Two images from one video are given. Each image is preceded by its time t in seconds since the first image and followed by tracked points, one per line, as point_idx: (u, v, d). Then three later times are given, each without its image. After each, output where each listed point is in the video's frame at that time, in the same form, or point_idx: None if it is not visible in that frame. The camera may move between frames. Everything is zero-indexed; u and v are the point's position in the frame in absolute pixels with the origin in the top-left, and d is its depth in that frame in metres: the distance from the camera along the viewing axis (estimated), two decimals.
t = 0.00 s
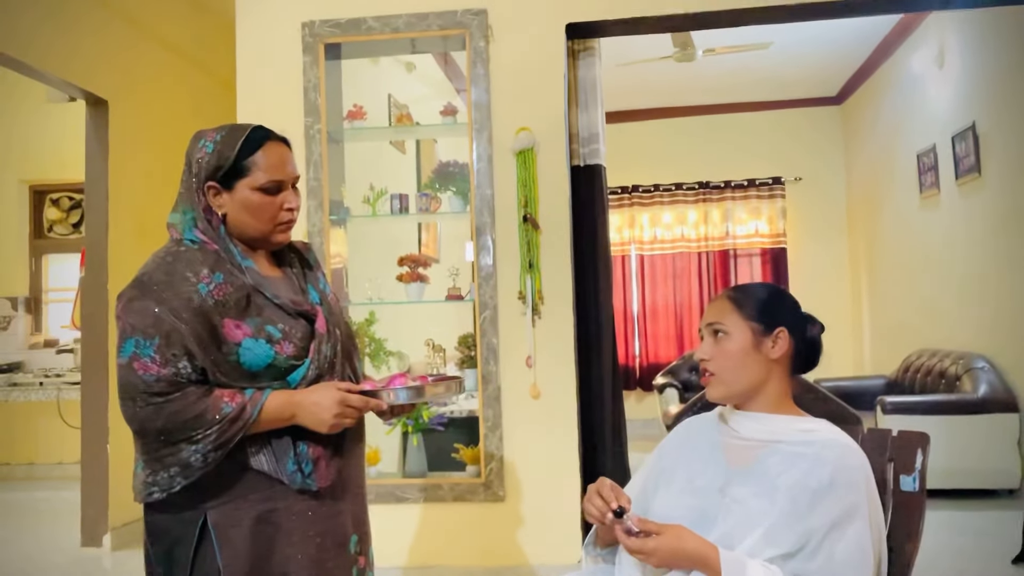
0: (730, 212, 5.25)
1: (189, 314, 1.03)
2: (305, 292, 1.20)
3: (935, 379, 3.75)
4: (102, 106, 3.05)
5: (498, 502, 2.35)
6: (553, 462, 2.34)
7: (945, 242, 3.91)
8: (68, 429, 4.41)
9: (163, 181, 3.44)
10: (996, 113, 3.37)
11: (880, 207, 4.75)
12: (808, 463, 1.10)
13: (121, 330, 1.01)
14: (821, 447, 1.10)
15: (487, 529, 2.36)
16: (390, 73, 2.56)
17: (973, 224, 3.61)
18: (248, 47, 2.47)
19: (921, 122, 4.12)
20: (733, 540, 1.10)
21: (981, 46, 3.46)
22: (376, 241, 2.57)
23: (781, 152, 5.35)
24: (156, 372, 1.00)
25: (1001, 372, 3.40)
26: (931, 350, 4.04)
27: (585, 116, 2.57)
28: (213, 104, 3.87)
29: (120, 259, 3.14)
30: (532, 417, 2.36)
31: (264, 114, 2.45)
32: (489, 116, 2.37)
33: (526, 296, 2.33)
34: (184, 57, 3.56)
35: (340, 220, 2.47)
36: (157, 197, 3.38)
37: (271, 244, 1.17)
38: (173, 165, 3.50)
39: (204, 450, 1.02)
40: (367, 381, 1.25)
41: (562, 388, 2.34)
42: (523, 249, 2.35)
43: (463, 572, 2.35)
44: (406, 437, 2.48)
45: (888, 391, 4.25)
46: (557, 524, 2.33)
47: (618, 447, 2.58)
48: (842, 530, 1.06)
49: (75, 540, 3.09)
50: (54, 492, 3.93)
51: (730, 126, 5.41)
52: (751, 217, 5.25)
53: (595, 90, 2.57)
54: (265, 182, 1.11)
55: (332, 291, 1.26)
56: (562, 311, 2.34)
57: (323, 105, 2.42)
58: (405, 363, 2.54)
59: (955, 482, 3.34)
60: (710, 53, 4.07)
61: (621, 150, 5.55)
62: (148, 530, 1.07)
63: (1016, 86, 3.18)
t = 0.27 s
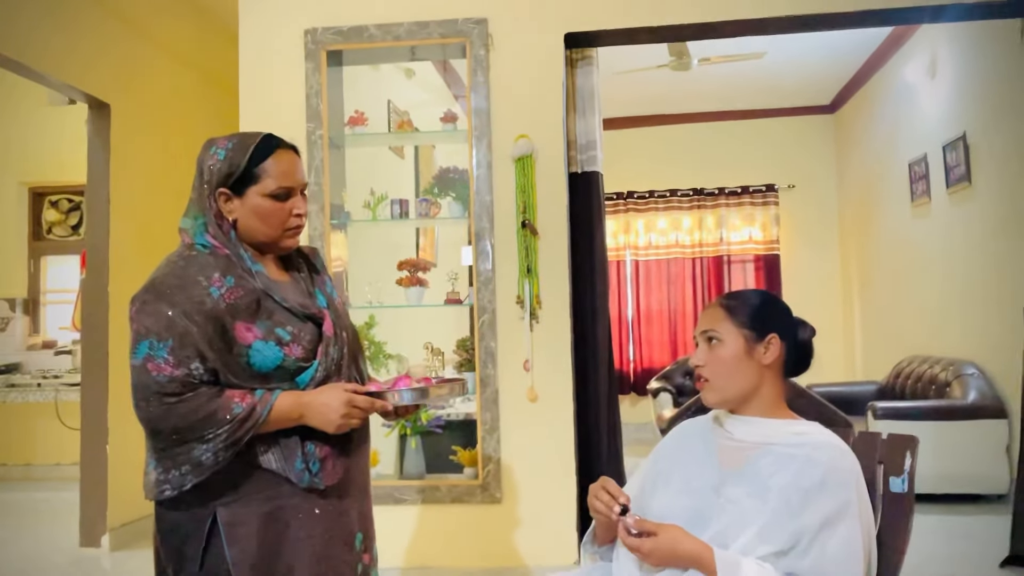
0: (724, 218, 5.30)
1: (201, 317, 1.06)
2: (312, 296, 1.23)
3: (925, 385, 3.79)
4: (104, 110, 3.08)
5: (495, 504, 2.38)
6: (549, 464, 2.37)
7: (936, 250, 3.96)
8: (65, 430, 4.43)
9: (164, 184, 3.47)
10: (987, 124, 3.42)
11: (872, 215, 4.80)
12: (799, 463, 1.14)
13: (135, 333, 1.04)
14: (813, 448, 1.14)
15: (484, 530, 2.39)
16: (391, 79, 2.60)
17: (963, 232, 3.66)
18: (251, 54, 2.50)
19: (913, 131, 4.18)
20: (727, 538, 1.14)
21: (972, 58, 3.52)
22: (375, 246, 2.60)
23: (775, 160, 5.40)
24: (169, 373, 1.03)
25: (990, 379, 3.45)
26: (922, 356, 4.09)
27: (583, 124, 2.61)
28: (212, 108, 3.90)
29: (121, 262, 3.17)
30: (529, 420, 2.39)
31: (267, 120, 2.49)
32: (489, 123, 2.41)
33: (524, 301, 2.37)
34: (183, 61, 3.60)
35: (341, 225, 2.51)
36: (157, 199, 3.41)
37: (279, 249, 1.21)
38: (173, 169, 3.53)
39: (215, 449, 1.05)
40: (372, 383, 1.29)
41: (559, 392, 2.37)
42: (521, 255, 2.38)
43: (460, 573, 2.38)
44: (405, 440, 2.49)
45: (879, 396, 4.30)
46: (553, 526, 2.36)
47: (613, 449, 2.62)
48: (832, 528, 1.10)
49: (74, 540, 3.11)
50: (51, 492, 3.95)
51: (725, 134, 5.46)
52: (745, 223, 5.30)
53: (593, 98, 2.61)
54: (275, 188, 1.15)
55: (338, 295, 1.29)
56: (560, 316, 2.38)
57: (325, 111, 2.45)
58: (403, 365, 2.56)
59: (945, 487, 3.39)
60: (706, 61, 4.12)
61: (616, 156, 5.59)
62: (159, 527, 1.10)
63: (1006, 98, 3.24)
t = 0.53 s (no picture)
0: (718, 224, 5.35)
1: (213, 317, 1.09)
2: (320, 297, 1.26)
3: (916, 391, 3.84)
4: (105, 114, 3.10)
5: (491, 505, 2.40)
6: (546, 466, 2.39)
7: (927, 257, 4.01)
8: (62, 431, 4.44)
9: (162, 187, 3.49)
10: (977, 134, 3.48)
11: (865, 222, 4.85)
12: (793, 461, 1.18)
13: (149, 332, 1.07)
14: (805, 447, 1.18)
15: (481, 531, 2.41)
16: (388, 85, 2.60)
17: (953, 240, 3.71)
18: (252, 59, 2.53)
19: (905, 140, 4.23)
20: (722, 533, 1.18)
21: (962, 69, 3.58)
22: (373, 250, 2.61)
23: (768, 167, 5.45)
24: (183, 371, 1.06)
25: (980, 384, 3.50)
26: (913, 362, 4.14)
27: (580, 130, 2.65)
28: (210, 112, 3.92)
29: (121, 264, 3.19)
30: (526, 422, 2.41)
31: (268, 124, 2.52)
32: (488, 129, 2.44)
33: (522, 305, 2.40)
34: (183, 65, 3.63)
35: (340, 229, 2.54)
36: (155, 202, 3.43)
37: (289, 252, 1.24)
38: (172, 172, 3.56)
39: (226, 445, 1.08)
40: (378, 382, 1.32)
41: (555, 395, 2.40)
42: (519, 259, 2.41)
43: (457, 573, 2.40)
44: (402, 442, 2.50)
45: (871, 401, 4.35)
46: (549, 527, 2.38)
47: (608, 452, 2.65)
48: (824, 524, 1.13)
49: (72, 540, 3.13)
50: (47, 494, 3.95)
51: (719, 141, 5.51)
52: (739, 230, 5.35)
53: (590, 105, 2.65)
54: (286, 192, 1.18)
55: (345, 296, 1.32)
56: (556, 320, 2.41)
57: (326, 116, 2.48)
58: (402, 368, 2.58)
59: (935, 491, 3.43)
60: (701, 70, 4.17)
61: (611, 162, 5.63)
62: (171, 520, 1.13)
63: (997, 108, 3.28)
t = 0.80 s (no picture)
0: (711, 230, 5.39)
1: (218, 322, 1.12)
2: (322, 303, 1.29)
3: (906, 396, 3.88)
4: (104, 118, 3.12)
5: (486, 509, 2.42)
6: (541, 470, 2.41)
7: (917, 265, 4.06)
8: (58, 434, 4.45)
9: (160, 191, 3.51)
10: (966, 143, 3.53)
11: (857, 229, 4.89)
12: (781, 463, 1.21)
13: (156, 336, 1.10)
14: (794, 449, 1.21)
15: (476, 534, 2.42)
16: (386, 91, 2.66)
17: (944, 247, 3.75)
18: (252, 66, 2.55)
19: (896, 148, 4.28)
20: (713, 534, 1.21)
21: (953, 79, 3.62)
22: (370, 255, 2.63)
23: (761, 173, 5.50)
24: (189, 374, 1.08)
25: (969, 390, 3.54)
26: (903, 367, 4.17)
27: (576, 138, 2.69)
28: (208, 117, 3.95)
29: (118, 268, 3.21)
30: (522, 426, 2.43)
31: (267, 130, 2.54)
32: (485, 136, 2.46)
33: (518, 310, 2.42)
34: (182, 70, 3.65)
35: (338, 233, 2.55)
36: (153, 206, 3.45)
37: (297, 254, 1.26)
38: (170, 177, 3.58)
39: (231, 446, 1.10)
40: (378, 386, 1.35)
41: (550, 398, 2.42)
42: (515, 265, 2.44)
43: None
44: (398, 445, 2.52)
45: (862, 407, 4.38)
46: (544, 530, 2.40)
47: (602, 456, 2.67)
48: (812, 525, 1.17)
49: (68, 543, 3.13)
50: (41, 497, 3.96)
51: (713, 148, 5.55)
52: (732, 236, 5.39)
53: (586, 112, 2.68)
54: (291, 195, 1.21)
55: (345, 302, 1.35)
56: (552, 325, 2.44)
57: (324, 123, 2.50)
58: (399, 372, 2.61)
59: (924, 495, 3.47)
60: (696, 78, 4.21)
61: (606, 168, 5.67)
62: (174, 520, 1.16)
63: (986, 117, 3.33)
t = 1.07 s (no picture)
0: (704, 236, 5.39)
1: (218, 328, 1.13)
2: (319, 309, 1.30)
3: (898, 402, 3.90)
4: (100, 122, 3.13)
5: (481, 513, 2.42)
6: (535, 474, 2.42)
7: (909, 271, 4.09)
8: (52, 437, 4.45)
9: (156, 195, 3.52)
10: (958, 150, 3.56)
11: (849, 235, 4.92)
12: (773, 469, 1.23)
13: (156, 341, 1.11)
14: (786, 456, 1.23)
15: (471, 539, 2.43)
16: (383, 99, 2.64)
17: (935, 253, 3.78)
18: (249, 71, 2.56)
19: (888, 155, 4.31)
20: (706, 539, 1.23)
21: (944, 86, 3.66)
22: (364, 260, 2.63)
23: (754, 179, 5.53)
24: (188, 380, 1.10)
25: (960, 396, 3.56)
26: (895, 373, 4.20)
27: (571, 145, 2.71)
28: (204, 121, 3.95)
29: (114, 271, 3.21)
30: (516, 431, 2.44)
31: (264, 136, 2.55)
32: (480, 142, 2.48)
33: (513, 315, 2.43)
34: (177, 74, 3.66)
35: (334, 239, 2.57)
36: (148, 210, 3.45)
37: (297, 262, 1.28)
38: (165, 181, 3.58)
39: (229, 452, 1.12)
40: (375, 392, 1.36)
41: (545, 403, 2.44)
42: (510, 270, 2.45)
43: None
44: (393, 449, 2.53)
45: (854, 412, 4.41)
46: (538, 535, 2.41)
47: (596, 461, 2.69)
48: (802, 530, 1.19)
49: (61, 547, 3.13)
50: (34, 501, 3.95)
51: (707, 154, 5.58)
52: (725, 241, 5.41)
53: (581, 119, 2.71)
54: (290, 203, 1.23)
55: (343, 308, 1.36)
56: (547, 330, 2.45)
57: (321, 129, 2.51)
58: (395, 377, 2.60)
59: (915, 499, 3.50)
60: (690, 84, 4.23)
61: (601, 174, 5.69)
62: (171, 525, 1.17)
63: (977, 125, 3.36)
